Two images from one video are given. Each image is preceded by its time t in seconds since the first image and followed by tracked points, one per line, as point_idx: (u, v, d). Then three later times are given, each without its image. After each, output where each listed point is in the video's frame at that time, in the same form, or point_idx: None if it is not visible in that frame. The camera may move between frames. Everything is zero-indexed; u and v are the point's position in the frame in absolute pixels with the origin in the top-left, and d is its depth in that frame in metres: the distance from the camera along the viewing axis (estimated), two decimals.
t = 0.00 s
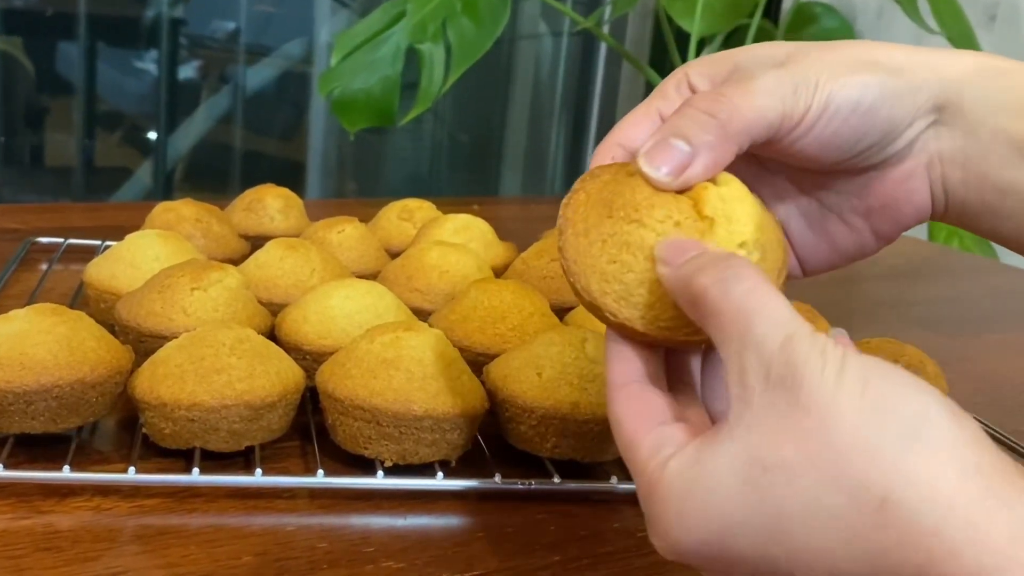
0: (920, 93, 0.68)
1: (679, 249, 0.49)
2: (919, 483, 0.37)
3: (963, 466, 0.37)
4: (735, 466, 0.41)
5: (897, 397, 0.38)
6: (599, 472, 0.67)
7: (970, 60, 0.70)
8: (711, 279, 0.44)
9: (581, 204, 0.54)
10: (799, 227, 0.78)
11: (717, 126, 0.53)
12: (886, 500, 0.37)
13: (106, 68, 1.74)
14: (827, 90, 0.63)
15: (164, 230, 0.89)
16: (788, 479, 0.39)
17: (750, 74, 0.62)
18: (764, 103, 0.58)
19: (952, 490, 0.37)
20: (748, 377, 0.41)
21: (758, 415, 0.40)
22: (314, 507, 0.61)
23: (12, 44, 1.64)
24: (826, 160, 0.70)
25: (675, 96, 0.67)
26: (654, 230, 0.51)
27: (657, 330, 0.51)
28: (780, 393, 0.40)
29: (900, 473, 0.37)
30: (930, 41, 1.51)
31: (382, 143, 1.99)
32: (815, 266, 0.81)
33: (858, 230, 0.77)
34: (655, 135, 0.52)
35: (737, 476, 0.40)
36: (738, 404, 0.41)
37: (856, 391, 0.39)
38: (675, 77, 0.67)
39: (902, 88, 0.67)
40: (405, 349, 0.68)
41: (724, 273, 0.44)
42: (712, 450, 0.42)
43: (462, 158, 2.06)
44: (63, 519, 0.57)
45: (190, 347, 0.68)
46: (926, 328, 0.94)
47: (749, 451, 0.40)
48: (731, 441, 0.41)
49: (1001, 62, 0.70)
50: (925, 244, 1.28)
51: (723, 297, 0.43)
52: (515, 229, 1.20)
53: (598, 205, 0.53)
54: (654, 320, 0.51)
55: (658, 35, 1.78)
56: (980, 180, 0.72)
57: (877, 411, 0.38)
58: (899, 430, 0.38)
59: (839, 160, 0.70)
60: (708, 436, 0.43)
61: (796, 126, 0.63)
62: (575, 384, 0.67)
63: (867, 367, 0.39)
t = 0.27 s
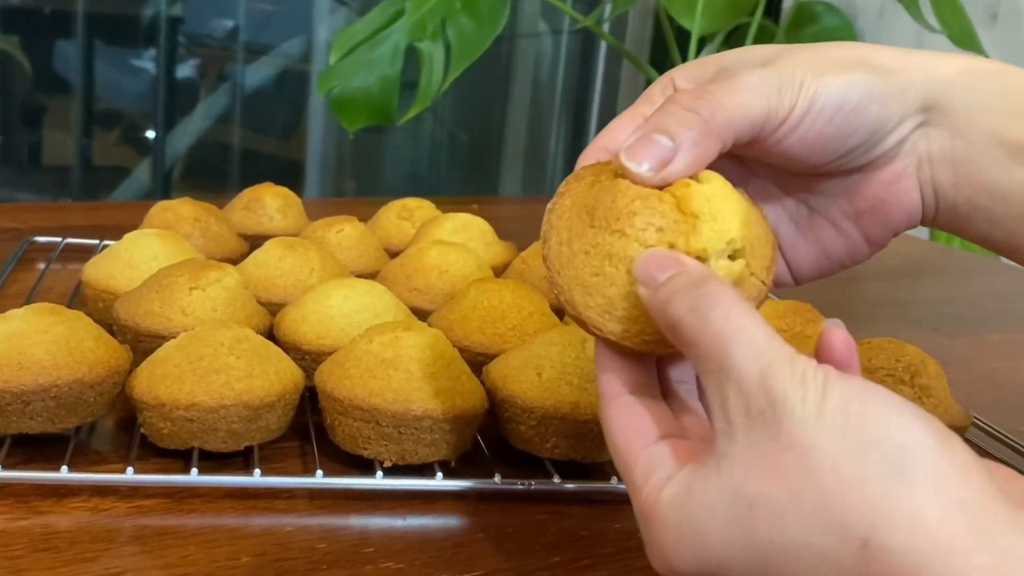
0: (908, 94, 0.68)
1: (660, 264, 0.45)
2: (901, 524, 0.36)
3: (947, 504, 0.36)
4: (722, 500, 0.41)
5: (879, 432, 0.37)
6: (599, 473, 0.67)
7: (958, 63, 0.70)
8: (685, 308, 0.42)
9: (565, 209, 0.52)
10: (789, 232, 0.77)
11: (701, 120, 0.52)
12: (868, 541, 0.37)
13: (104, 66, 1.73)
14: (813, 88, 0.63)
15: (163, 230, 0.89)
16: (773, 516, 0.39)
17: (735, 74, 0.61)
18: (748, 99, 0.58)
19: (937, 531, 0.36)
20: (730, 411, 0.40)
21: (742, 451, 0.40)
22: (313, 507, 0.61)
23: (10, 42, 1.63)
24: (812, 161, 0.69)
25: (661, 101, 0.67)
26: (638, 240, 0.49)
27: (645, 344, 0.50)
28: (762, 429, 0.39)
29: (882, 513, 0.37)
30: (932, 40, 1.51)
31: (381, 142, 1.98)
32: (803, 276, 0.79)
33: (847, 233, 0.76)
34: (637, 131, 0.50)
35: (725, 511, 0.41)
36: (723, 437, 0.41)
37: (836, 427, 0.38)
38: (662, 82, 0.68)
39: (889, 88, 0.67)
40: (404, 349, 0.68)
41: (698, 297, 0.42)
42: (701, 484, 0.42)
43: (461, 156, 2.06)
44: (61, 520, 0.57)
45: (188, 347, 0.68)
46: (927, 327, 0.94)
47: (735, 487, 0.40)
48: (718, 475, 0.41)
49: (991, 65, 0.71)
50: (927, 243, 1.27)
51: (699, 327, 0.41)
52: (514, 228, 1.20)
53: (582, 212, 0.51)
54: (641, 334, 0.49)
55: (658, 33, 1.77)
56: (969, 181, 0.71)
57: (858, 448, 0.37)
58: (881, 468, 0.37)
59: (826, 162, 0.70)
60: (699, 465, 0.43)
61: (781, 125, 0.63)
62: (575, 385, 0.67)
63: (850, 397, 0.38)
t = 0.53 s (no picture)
0: (904, 86, 0.68)
1: (650, 274, 0.43)
2: (894, 551, 0.35)
3: (943, 530, 0.35)
4: (719, 520, 0.40)
5: (872, 453, 0.36)
6: (598, 473, 0.66)
7: (953, 59, 0.70)
8: (672, 328, 0.41)
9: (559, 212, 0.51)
10: (785, 233, 0.77)
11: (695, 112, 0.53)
12: (863, 566, 0.36)
13: (102, 65, 1.73)
14: (807, 82, 0.63)
15: (161, 229, 0.89)
16: (769, 538, 0.39)
17: (728, 67, 0.62)
18: (741, 92, 0.59)
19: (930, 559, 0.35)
20: (726, 430, 0.40)
21: (738, 470, 0.40)
22: (313, 508, 0.60)
23: (8, 41, 1.63)
24: (804, 158, 0.69)
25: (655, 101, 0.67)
26: (630, 248, 0.48)
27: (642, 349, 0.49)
28: (756, 449, 0.38)
29: (874, 538, 0.36)
30: (933, 39, 1.50)
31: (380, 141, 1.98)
32: (799, 278, 0.79)
33: (843, 232, 0.76)
34: (631, 123, 0.50)
35: (723, 531, 0.40)
36: (720, 453, 0.40)
37: (829, 450, 0.37)
38: (655, 81, 0.68)
39: (884, 82, 0.67)
40: (403, 349, 0.68)
41: (686, 314, 0.40)
42: (699, 501, 0.41)
43: (460, 155, 2.06)
44: (59, 520, 0.57)
45: (187, 347, 0.68)
46: (929, 327, 0.93)
47: (731, 510, 0.40)
48: (716, 492, 0.41)
49: (987, 63, 0.70)
50: (929, 242, 1.27)
51: (687, 348, 0.40)
52: (514, 227, 1.19)
53: (575, 217, 0.50)
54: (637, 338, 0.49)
55: (658, 32, 1.77)
56: (964, 178, 0.70)
57: (850, 471, 0.36)
58: (873, 492, 0.36)
59: (820, 158, 0.70)
60: (701, 477, 0.42)
61: (775, 118, 0.63)
62: (575, 385, 0.67)
63: (843, 415, 0.37)
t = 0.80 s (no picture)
0: (900, 79, 0.69)
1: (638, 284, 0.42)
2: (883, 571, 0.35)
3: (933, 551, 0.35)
4: (713, 534, 0.40)
5: (862, 473, 0.36)
6: (598, 474, 0.66)
7: (951, 56, 0.71)
8: (662, 343, 0.40)
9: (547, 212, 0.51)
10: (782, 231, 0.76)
11: (687, 102, 0.54)
12: None
13: (100, 64, 1.72)
14: (801, 74, 0.63)
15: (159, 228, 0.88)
16: (763, 555, 0.38)
17: (721, 59, 0.62)
18: (733, 85, 0.59)
19: None
20: (716, 445, 0.39)
21: (730, 485, 0.39)
22: (312, 508, 0.60)
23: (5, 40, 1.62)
24: (798, 152, 0.69)
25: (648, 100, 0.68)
26: (616, 255, 0.47)
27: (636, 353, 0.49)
28: (746, 465, 0.38)
29: (865, 559, 0.35)
30: (934, 37, 1.50)
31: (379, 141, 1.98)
32: (799, 277, 0.78)
33: (840, 228, 0.75)
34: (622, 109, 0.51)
35: (717, 545, 0.40)
36: (713, 467, 0.40)
37: (818, 469, 0.36)
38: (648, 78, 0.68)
39: (880, 75, 0.67)
40: (401, 349, 0.67)
41: (674, 327, 0.40)
42: (693, 515, 0.41)
43: (459, 155, 2.05)
44: (56, 521, 0.56)
45: (185, 347, 0.67)
46: (930, 326, 0.93)
47: (725, 525, 0.39)
48: (710, 506, 0.40)
49: (983, 60, 0.71)
50: (928, 241, 1.27)
51: (677, 365, 0.40)
52: (514, 227, 1.19)
53: (562, 222, 0.50)
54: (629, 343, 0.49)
55: (658, 31, 1.77)
56: (962, 172, 0.70)
57: (840, 490, 0.36)
58: (863, 512, 0.35)
59: (814, 152, 0.69)
60: (697, 487, 0.42)
61: (768, 112, 0.63)
62: (574, 385, 0.67)
63: (833, 433, 0.36)
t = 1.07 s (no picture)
0: (900, 73, 0.68)
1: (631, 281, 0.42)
2: None
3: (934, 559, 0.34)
4: (719, 537, 0.40)
5: (863, 483, 0.35)
6: (597, 474, 0.66)
7: (949, 49, 0.71)
8: (657, 353, 0.40)
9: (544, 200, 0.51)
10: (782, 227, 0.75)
11: (690, 88, 0.55)
12: None
13: (98, 63, 1.72)
14: (803, 64, 0.63)
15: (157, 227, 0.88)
16: (766, 561, 0.38)
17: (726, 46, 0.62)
18: (736, 71, 0.59)
19: None
20: (717, 451, 0.39)
21: (732, 490, 0.39)
22: (310, 508, 0.60)
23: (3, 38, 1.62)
24: (800, 145, 0.69)
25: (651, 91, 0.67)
26: (608, 257, 0.47)
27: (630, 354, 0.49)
28: (747, 473, 0.38)
29: (867, 566, 0.35)
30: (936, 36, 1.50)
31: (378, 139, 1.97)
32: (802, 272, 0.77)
33: (841, 222, 0.74)
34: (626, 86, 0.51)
35: (724, 547, 0.40)
36: (715, 472, 0.40)
37: (819, 478, 0.36)
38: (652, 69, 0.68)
39: (880, 67, 0.67)
40: (400, 349, 0.67)
41: (668, 336, 0.39)
42: (699, 516, 0.41)
43: (459, 154, 2.05)
44: (53, 521, 0.56)
45: (184, 346, 0.67)
46: (931, 326, 0.93)
47: (728, 530, 0.40)
48: (714, 510, 0.40)
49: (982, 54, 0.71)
50: (928, 240, 1.27)
51: (672, 374, 0.39)
52: (514, 226, 1.19)
53: (556, 222, 0.49)
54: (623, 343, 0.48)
55: (658, 29, 1.77)
56: (965, 167, 0.70)
57: (841, 498, 0.36)
58: (865, 519, 0.35)
59: (815, 144, 0.69)
60: (701, 489, 0.42)
61: (769, 101, 0.63)
62: (574, 384, 0.66)
63: (833, 439, 0.36)
